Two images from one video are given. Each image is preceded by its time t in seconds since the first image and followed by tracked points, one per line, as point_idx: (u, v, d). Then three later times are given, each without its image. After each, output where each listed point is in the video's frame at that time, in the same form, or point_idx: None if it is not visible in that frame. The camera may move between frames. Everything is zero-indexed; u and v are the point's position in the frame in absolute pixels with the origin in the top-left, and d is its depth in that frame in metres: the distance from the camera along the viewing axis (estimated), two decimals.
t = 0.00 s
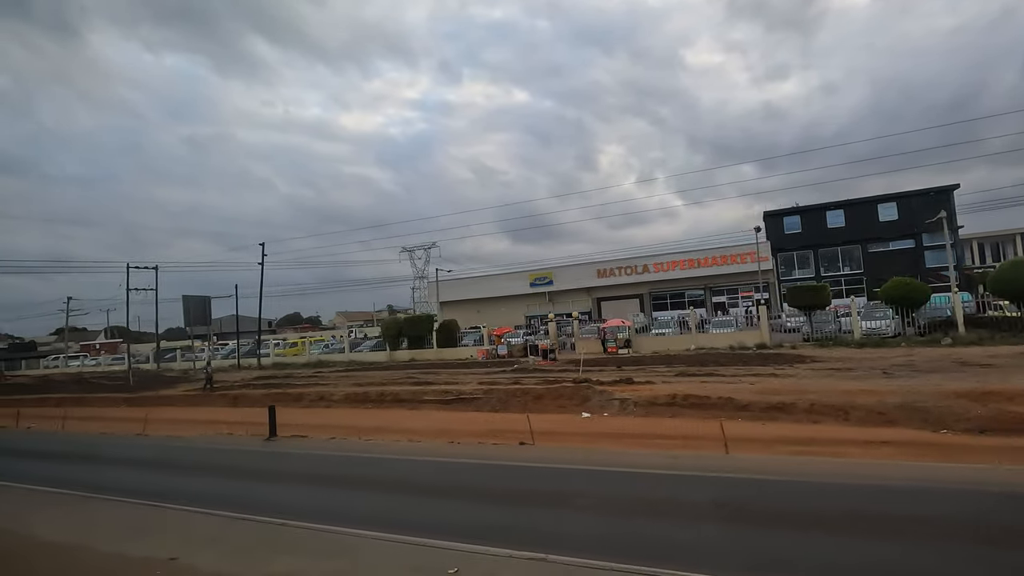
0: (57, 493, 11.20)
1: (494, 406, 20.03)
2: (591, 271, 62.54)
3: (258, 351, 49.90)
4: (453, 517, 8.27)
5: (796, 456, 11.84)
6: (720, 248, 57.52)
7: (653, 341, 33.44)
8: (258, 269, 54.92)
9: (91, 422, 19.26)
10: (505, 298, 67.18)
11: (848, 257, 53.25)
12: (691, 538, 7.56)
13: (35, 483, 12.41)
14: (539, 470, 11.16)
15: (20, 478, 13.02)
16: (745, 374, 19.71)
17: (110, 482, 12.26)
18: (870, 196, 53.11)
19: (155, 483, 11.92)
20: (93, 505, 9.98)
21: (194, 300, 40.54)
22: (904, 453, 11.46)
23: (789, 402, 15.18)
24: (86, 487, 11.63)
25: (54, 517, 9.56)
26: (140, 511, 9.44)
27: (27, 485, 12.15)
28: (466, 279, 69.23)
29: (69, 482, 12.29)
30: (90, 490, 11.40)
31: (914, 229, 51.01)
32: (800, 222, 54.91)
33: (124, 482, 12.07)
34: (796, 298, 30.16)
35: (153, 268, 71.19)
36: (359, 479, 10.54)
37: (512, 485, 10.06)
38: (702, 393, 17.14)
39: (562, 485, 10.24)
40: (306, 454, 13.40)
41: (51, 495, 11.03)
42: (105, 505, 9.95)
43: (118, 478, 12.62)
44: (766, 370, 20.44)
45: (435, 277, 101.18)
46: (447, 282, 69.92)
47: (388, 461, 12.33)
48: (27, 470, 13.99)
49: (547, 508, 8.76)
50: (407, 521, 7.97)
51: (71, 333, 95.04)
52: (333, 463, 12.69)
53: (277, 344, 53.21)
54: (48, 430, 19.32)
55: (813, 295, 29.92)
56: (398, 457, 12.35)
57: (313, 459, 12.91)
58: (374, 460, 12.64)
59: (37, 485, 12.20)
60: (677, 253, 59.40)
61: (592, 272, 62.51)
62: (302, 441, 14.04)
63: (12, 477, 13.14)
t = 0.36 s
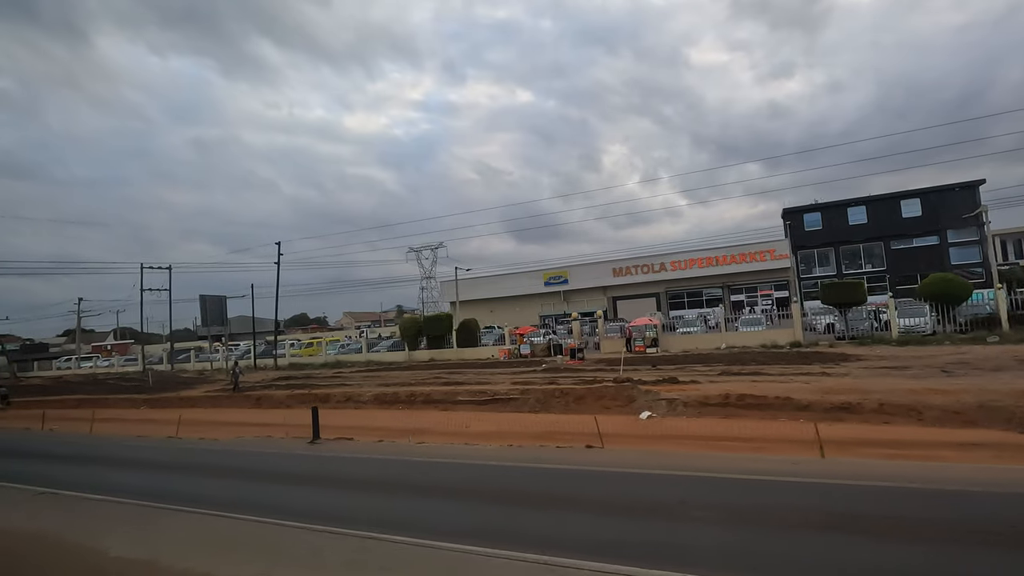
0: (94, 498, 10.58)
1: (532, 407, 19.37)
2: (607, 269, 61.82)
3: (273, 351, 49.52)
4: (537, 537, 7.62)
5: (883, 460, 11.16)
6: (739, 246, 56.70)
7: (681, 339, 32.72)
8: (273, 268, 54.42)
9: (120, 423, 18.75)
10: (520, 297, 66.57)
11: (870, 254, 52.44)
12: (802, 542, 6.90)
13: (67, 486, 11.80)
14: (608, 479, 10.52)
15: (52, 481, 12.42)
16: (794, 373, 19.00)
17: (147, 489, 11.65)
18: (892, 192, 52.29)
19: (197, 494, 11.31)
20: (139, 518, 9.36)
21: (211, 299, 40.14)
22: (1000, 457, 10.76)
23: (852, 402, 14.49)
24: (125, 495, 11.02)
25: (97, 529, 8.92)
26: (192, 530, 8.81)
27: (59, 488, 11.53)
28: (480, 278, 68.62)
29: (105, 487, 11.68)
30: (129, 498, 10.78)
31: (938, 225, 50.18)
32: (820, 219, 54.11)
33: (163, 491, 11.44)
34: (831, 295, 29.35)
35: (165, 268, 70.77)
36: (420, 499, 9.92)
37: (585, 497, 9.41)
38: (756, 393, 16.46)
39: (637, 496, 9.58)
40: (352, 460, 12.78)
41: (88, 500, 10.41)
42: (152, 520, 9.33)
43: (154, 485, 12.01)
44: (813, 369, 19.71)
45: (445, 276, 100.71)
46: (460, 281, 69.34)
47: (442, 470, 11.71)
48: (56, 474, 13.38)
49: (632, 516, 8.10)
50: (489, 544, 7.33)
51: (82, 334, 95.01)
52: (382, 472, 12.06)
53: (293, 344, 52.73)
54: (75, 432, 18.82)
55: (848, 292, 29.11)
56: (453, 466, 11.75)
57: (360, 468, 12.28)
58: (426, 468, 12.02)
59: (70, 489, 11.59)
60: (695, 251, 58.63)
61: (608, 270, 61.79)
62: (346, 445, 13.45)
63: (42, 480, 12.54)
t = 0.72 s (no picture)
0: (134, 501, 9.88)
1: (572, 408, 18.72)
2: (622, 268, 61.12)
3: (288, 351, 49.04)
4: (641, 544, 6.89)
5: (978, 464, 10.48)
6: (757, 244, 55.95)
7: (709, 338, 32.00)
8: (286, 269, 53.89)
9: (148, 427, 18.22)
10: (533, 297, 65.95)
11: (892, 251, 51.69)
12: (952, 549, 6.14)
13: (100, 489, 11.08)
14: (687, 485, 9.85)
15: (83, 484, 11.73)
16: (845, 372, 18.31)
17: (187, 494, 10.94)
18: (914, 188, 51.59)
19: (240, 500, 10.57)
20: (189, 520, 8.62)
21: (228, 299, 39.64)
22: None
23: (922, 402, 13.78)
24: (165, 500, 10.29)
25: (147, 532, 8.21)
26: (250, 536, 8.07)
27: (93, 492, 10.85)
28: (492, 278, 67.95)
29: (141, 492, 10.96)
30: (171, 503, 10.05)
31: (962, 222, 49.45)
32: (841, 216, 53.39)
33: (205, 497, 10.71)
34: (866, 292, 28.64)
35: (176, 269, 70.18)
36: (488, 507, 9.20)
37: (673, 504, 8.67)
38: (813, 392, 15.79)
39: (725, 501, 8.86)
40: (402, 465, 12.12)
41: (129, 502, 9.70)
42: (203, 524, 8.60)
43: (193, 491, 11.27)
44: (862, 367, 19.03)
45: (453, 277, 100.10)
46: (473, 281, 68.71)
47: (502, 476, 11.04)
48: (84, 477, 12.66)
49: (739, 519, 7.36)
50: (590, 552, 6.61)
51: (90, 336, 94.66)
52: (438, 480, 11.37)
53: (307, 345, 52.18)
54: (101, 435, 18.26)
55: (884, 289, 28.40)
56: (514, 474, 11.02)
57: (412, 475, 11.56)
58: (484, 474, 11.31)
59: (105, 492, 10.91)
60: (712, 249, 57.90)
61: (623, 269, 61.08)
62: (394, 448, 12.82)
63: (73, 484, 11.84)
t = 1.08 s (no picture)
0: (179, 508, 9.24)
1: (613, 408, 18.09)
2: (637, 267, 60.46)
3: (301, 351, 48.50)
4: (755, 562, 6.26)
5: None
6: (775, 242, 55.24)
7: (736, 338, 31.31)
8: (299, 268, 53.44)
9: (177, 429, 17.63)
10: (546, 296, 65.32)
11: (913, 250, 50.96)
12: None
13: (138, 495, 10.45)
14: (772, 493, 9.18)
15: (119, 489, 11.11)
16: (898, 371, 17.61)
17: (232, 502, 10.29)
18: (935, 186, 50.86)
19: (289, 508, 9.93)
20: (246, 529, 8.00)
21: (242, 298, 39.12)
22: None
23: (997, 403, 13.07)
24: (210, 507, 9.65)
25: (202, 540, 7.60)
26: (315, 543, 7.43)
27: (132, 498, 10.22)
28: (504, 277, 67.34)
29: (183, 498, 10.33)
30: (219, 510, 9.41)
31: (985, 219, 48.70)
32: (860, 214, 52.72)
33: (251, 505, 10.07)
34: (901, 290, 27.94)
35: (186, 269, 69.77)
36: (564, 518, 8.54)
37: (770, 516, 8.00)
38: (873, 392, 15.15)
39: (819, 510, 8.23)
40: (457, 471, 11.48)
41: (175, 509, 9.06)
42: (261, 532, 7.97)
43: (237, 498, 10.63)
44: (913, 366, 18.35)
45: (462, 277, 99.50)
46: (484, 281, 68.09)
47: (568, 484, 10.39)
48: (116, 482, 12.03)
49: (854, 535, 6.72)
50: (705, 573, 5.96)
51: (97, 336, 94.28)
52: (499, 486, 10.72)
53: (319, 345, 51.65)
54: (127, 437, 17.69)
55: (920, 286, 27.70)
56: (582, 480, 10.37)
57: (469, 482, 10.91)
58: (547, 481, 10.66)
59: (145, 498, 10.28)
60: (728, 248, 57.22)
61: (638, 268, 60.43)
62: (447, 451, 12.20)
63: (108, 488, 11.22)
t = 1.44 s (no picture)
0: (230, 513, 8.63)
1: (654, 407, 17.46)
2: (651, 264, 59.76)
3: (313, 348, 47.87)
4: None
5: None
6: (792, 239, 54.52)
7: (764, 335, 30.66)
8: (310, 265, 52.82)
9: (205, 427, 17.03)
10: (558, 293, 64.64)
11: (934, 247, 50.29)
12: None
13: (181, 498, 9.84)
14: (868, 502, 8.54)
15: (157, 491, 10.50)
16: (954, 370, 16.88)
17: (281, 506, 9.69)
18: (957, 182, 50.17)
19: (344, 512, 9.34)
20: (307, 538, 7.37)
21: (257, 294, 38.54)
22: None
23: None
24: (260, 511, 9.04)
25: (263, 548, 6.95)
26: (390, 553, 6.81)
27: (176, 501, 9.61)
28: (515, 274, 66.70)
29: (229, 502, 9.72)
30: (271, 515, 8.79)
31: (1008, 216, 48.03)
32: (879, 211, 52.04)
33: (302, 510, 9.46)
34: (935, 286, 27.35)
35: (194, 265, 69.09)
36: (648, 524, 7.91)
37: (882, 526, 7.34)
38: (935, 392, 14.50)
39: (929, 519, 7.59)
40: (513, 474, 10.88)
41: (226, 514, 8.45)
42: (327, 542, 7.33)
43: (284, 502, 10.03)
44: (967, 365, 17.67)
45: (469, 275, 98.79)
46: (495, 278, 67.51)
47: (638, 489, 9.76)
48: (152, 483, 11.42)
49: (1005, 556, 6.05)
50: None
51: (103, 333, 94.11)
52: (562, 492, 10.09)
53: (331, 342, 51.06)
54: (153, 435, 17.11)
55: (956, 283, 27.07)
56: (651, 485, 9.74)
57: (529, 486, 10.29)
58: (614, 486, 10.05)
59: (189, 501, 9.67)
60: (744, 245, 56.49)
61: (652, 265, 59.73)
62: (500, 453, 11.60)
63: (146, 490, 10.62)
